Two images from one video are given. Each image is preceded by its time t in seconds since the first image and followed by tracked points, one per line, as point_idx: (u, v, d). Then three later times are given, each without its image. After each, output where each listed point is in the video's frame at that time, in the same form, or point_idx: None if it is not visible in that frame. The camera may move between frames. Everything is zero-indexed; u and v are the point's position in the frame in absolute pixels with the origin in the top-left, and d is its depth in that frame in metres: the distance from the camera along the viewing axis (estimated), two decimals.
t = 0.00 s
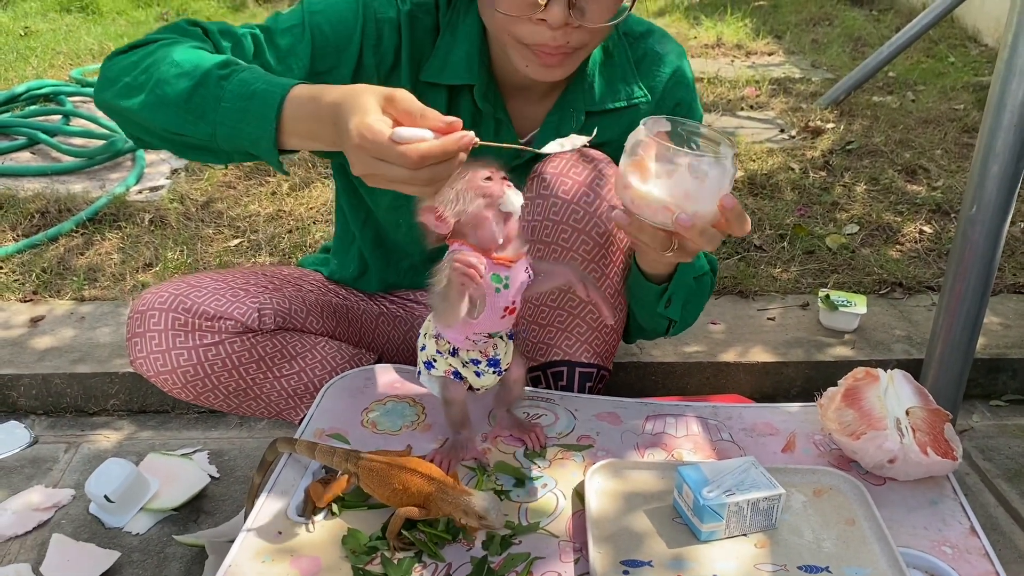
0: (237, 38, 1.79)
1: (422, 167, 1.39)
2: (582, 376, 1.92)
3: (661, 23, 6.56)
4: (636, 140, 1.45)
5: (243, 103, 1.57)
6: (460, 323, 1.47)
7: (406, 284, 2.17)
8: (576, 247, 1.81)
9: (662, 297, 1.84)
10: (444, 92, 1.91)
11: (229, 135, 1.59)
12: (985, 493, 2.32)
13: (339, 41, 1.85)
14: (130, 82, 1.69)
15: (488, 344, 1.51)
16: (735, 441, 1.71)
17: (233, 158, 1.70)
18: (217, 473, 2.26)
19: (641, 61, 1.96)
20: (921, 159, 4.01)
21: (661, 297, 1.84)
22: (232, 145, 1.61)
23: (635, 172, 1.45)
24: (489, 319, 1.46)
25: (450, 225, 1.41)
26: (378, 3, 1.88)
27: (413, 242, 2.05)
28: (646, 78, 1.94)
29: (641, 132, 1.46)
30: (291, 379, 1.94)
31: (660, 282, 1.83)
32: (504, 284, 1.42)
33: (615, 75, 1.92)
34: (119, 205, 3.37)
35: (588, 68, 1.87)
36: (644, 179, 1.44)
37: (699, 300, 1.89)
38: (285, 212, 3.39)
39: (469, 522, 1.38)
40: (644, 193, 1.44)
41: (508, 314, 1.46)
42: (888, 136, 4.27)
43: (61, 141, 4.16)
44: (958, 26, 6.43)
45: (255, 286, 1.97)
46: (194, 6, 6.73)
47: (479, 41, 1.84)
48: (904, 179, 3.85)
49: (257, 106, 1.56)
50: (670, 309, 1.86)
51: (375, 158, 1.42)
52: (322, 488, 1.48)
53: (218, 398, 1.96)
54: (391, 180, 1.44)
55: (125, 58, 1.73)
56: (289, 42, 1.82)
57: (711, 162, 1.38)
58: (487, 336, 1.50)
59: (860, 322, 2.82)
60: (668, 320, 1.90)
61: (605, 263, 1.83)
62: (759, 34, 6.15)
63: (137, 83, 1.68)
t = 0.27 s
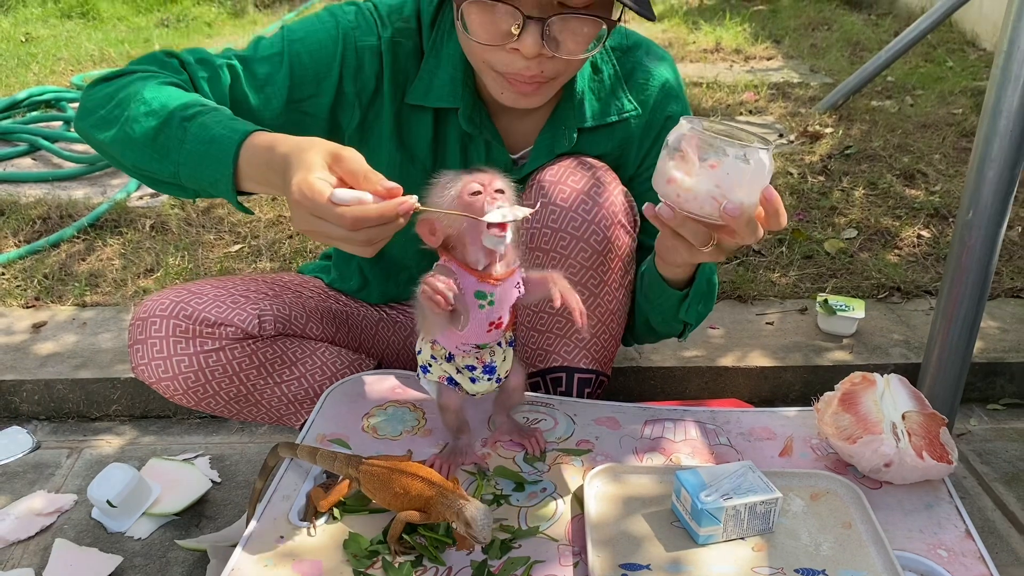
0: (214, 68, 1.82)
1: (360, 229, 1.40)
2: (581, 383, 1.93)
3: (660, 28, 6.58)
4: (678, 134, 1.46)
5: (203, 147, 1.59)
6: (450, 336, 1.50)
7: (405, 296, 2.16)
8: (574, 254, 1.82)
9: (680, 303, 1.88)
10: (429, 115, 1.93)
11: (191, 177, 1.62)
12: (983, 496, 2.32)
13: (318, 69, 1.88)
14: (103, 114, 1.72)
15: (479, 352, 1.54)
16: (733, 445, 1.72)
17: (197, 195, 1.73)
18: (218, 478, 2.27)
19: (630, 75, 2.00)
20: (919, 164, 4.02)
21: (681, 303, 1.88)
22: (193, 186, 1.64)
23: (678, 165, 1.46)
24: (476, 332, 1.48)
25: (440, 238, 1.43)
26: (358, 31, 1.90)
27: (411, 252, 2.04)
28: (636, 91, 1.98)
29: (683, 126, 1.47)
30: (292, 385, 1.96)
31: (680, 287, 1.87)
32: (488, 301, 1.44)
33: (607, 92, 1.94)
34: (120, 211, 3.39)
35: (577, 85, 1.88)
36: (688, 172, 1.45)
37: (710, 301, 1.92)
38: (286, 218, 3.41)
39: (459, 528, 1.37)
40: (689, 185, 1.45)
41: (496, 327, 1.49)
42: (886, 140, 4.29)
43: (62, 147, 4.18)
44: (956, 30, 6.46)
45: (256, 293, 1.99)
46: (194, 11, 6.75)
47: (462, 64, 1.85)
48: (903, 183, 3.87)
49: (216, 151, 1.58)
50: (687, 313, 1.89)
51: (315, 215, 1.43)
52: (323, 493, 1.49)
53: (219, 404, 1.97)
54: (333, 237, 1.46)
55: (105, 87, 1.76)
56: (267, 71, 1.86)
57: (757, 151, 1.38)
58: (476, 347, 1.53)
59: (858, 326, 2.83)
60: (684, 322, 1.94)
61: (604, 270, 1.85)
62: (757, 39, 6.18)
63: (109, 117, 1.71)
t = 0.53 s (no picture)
0: (204, 83, 1.84)
1: (343, 241, 1.43)
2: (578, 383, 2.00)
3: (658, 33, 6.61)
4: (668, 133, 1.48)
5: (190, 163, 1.60)
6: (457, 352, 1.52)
7: (404, 300, 2.20)
8: (571, 258, 1.85)
9: (676, 301, 1.90)
10: (420, 123, 1.96)
11: (178, 192, 1.63)
12: (978, 497, 2.33)
13: (308, 81, 1.89)
14: (95, 131, 1.74)
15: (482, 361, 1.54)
16: (727, 446, 1.74)
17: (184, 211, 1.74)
18: (217, 480, 2.29)
19: (620, 78, 2.02)
20: (916, 167, 4.04)
21: (677, 299, 1.90)
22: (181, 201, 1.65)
23: (669, 164, 1.48)
24: (486, 355, 1.51)
25: (448, 270, 1.46)
26: (346, 43, 1.92)
27: (409, 252, 2.07)
28: (628, 95, 2.00)
29: (673, 125, 1.49)
30: (292, 387, 1.97)
31: (676, 284, 1.90)
32: (498, 334, 1.47)
33: (599, 95, 1.96)
34: (120, 215, 3.41)
35: (568, 91, 1.91)
36: (679, 170, 1.47)
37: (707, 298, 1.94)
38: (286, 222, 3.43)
39: (456, 527, 1.39)
40: (680, 183, 1.46)
41: (504, 354, 1.51)
42: (883, 144, 4.31)
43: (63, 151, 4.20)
44: (954, 35, 6.48)
45: (256, 295, 2.00)
46: (195, 16, 6.78)
47: (452, 74, 1.89)
48: (899, 187, 3.88)
49: (203, 167, 1.59)
50: (684, 311, 1.91)
51: (298, 230, 1.45)
52: (320, 493, 1.51)
53: (220, 406, 2.00)
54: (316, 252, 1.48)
55: (97, 104, 1.78)
56: (256, 84, 1.87)
57: (747, 147, 1.41)
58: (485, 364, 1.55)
59: (854, 329, 2.85)
60: (680, 319, 1.96)
61: (601, 274, 1.87)
62: (755, 43, 6.21)
63: (100, 133, 1.72)
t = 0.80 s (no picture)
0: (202, 86, 1.84)
1: (360, 236, 1.45)
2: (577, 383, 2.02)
3: (656, 36, 6.63)
4: (665, 138, 1.50)
5: (197, 166, 1.61)
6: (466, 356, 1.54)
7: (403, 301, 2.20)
8: (572, 259, 1.86)
9: (675, 302, 1.91)
10: (418, 128, 1.97)
11: (182, 195, 1.64)
12: (972, 497, 2.32)
13: (307, 86, 1.90)
14: (95, 134, 1.74)
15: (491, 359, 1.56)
16: (722, 445, 1.75)
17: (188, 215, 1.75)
18: (215, 480, 2.29)
19: (618, 81, 2.03)
20: (912, 169, 4.05)
21: (675, 301, 1.91)
22: (185, 205, 1.66)
23: (666, 169, 1.50)
24: (494, 356, 1.54)
25: (463, 268, 1.48)
26: (345, 48, 1.93)
27: (407, 253, 2.08)
28: (625, 98, 2.01)
29: (670, 130, 1.51)
30: (290, 388, 1.98)
31: (673, 286, 1.91)
32: (509, 338, 1.50)
33: (597, 97, 1.97)
34: (119, 218, 3.42)
35: (568, 94, 1.91)
36: (675, 176, 1.48)
37: (705, 299, 1.94)
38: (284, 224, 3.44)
39: (455, 527, 1.42)
40: (677, 189, 1.48)
41: (512, 355, 1.55)
42: (880, 146, 4.32)
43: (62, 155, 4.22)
44: (951, 38, 6.50)
45: (255, 296, 2.01)
46: (194, 20, 6.80)
47: (451, 80, 1.89)
48: (896, 189, 3.89)
49: (210, 170, 1.60)
50: (682, 311, 1.92)
51: (315, 226, 1.47)
52: (316, 492, 1.52)
53: (218, 406, 2.01)
54: (331, 248, 1.49)
55: (96, 107, 1.78)
56: (255, 90, 1.86)
57: (742, 153, 1.43)
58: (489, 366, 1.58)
59: (850, 330, 2.85)
60: (678, 320, 1.97)
61: (601, 274, 1.89)
62: (753, 46, 6.22)
63: (101, 136, 1.73)
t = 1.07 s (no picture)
0: (208, 97, 1.86)
1: (381, 250, 1.45)
2: (577, 384, 2.03)
3: (655, 39, 6.66)
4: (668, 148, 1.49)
5: (211, 178, 1.62)
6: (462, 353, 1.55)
7: (403, 303, 2.21)
8: (574, 260, 1.87)
9: (675, 305, 1.93)
10: (422, 136, 1.98)
11: (196, 207, 1.65)
12: (970, 497, 2.32)
13: (312, 95, 1.91)
14: (104, 146, 1.75)
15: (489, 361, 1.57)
16: (719, 445, 1.77)
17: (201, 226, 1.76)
18: (215, 481, 2.30)
19: (619, 86, 2.03)
20: (910, 172, 4.06)
21: (675, 304, 1.93)
22: (199, 217, 1.67)
23: (668, 179, 1.50)
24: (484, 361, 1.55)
25: (466, 277, 1.49)
26: (349, 57, 1.94)
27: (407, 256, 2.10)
28: (626, 103, 2.02)
29: (672, 140, 1.50)
30: (290, 388, 2.00)
31: (673, 289, 1.92)
32: (499, 349, 1.50)
33: (597, 102, 1.98)
34: (120, 220, 3.43)
35: (569, 101, 1.93)
36: (677, 186, 1.48)
37: (704, 301, 1.96)
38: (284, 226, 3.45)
39: (448, 529, 1.42)
40: (679, 200, 1.48)
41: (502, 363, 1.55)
42: (878, 149, 4.33)
43: (63, 157, 4.23)
44: (949, 40, 6.52)
45: (256, 298, 2.02)
46: (195, 23, 6.82)
47: (454, 88, 1.90)
48: (894, 191, 3.91)
49: (226, 183, 1.61)
50: (681, 315, 1.94)
51: (336, 238, 1.47)
52: (317, 492, 1.53)
53: (218, 407, 2.02)
54: (350, 261, 1.49)
55: (103, 119, 1.79)
56: (259, 98, 1.87)
57: (745, 165, 1.43)
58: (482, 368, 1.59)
59: (848, 331, 2.86)
60: (677, 322, 1.99)
61: (602, 276, 1.90)
62: (751, 49, 6.24)
63: (112, 148, 1.74)
